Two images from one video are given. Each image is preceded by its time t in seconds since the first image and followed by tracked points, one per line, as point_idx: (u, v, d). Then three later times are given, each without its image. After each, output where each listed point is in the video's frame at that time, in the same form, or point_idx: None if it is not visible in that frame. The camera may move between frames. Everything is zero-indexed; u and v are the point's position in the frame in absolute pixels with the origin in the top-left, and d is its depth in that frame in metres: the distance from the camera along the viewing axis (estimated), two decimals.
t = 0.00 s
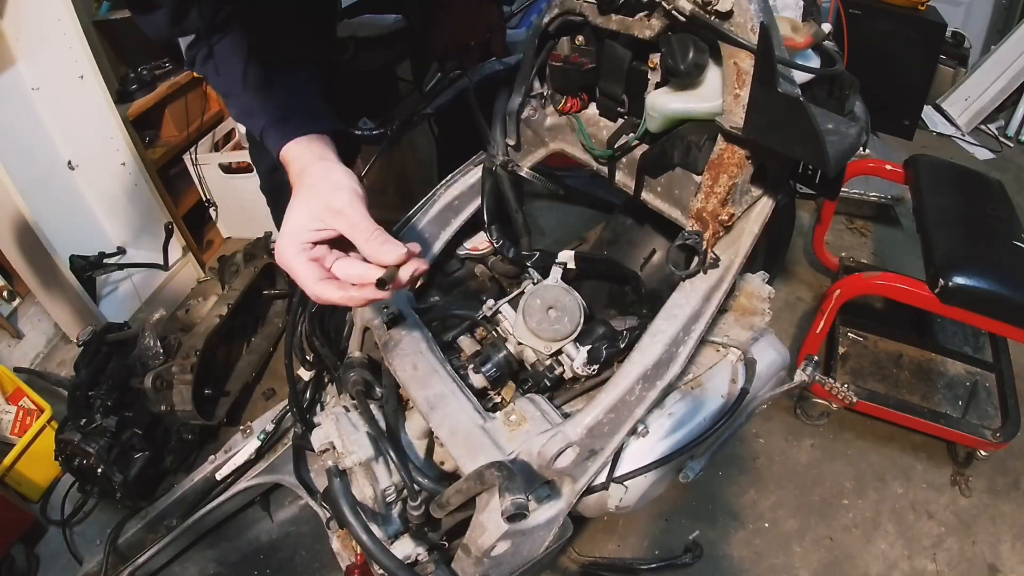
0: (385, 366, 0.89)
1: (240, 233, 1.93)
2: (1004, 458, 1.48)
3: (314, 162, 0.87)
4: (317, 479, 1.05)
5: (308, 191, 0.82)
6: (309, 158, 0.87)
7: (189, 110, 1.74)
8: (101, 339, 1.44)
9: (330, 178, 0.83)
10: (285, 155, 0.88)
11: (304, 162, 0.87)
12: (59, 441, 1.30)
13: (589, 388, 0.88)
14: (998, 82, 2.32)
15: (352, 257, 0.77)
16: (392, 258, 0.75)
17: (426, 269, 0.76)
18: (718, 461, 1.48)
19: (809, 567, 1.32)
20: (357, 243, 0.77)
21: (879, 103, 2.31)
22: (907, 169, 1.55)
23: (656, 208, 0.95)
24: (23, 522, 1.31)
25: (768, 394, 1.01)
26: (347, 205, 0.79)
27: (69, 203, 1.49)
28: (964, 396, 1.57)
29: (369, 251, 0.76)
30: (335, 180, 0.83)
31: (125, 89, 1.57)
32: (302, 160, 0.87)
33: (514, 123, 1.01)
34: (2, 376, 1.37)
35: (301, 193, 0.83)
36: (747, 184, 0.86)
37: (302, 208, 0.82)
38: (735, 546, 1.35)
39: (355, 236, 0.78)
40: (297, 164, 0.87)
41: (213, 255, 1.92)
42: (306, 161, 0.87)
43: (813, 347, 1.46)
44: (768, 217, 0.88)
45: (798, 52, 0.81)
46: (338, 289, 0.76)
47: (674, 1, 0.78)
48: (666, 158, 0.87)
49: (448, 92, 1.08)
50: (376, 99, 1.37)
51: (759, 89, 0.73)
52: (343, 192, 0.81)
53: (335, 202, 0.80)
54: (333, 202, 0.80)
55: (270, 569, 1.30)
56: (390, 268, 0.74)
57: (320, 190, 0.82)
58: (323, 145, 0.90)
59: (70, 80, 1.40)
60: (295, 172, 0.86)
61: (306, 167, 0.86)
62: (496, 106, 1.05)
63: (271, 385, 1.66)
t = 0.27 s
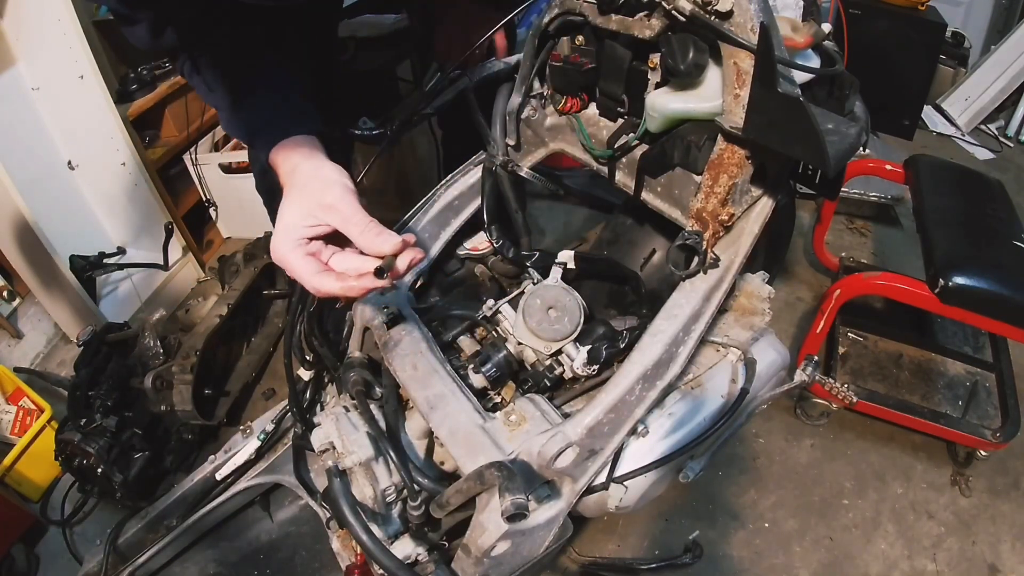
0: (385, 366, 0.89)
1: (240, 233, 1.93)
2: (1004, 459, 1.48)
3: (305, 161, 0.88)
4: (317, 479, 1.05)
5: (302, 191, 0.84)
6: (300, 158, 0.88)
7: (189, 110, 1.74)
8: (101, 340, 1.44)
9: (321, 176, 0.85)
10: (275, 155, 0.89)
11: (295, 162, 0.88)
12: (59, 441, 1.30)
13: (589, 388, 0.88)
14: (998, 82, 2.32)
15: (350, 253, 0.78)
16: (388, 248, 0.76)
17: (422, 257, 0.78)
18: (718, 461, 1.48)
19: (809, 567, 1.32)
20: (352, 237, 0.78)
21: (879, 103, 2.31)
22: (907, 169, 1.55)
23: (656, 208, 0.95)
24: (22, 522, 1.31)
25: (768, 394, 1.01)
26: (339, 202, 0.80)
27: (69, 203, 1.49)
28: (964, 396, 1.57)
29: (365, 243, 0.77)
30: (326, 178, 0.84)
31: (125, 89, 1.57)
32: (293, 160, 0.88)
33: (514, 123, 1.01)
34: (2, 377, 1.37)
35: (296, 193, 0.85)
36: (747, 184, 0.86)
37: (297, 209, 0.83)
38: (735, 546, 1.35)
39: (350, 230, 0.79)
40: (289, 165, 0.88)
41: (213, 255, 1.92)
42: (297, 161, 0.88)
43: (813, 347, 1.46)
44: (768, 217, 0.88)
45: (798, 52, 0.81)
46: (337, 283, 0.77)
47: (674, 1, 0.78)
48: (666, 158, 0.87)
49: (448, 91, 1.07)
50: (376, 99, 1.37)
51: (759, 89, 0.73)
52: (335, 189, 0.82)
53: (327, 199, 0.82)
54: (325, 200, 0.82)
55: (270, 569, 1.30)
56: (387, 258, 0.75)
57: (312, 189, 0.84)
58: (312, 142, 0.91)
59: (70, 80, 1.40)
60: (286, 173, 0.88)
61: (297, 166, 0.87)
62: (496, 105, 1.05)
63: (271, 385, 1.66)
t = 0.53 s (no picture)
0: (385, 366, 0.89)
1: (240, 233, 1.93)
2: (1004, 458, 1.48)
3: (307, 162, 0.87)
4: (317, 479, 1.05)
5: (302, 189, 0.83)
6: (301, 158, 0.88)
7: (189, 110, 1.74)
8: (101, 340, 1.44)
9: (323, 177, 0.84)
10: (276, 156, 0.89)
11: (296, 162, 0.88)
12: (59, 441, 1.30)
13: (589, 388, 0.88)
14: (998, 82, 2.32)
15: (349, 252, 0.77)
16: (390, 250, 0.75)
17: (423, 260, 0.77)
18: (718, 461, 1.48)
19: (809, 567, 1.32)
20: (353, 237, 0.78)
21: (879, 103, 2.31)
22: (907, 169, 1.55)
23: (656, 208, 0.95)
24: (22, 522, 1.31)
25: (768, 394, 1.01)
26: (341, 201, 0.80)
27: (69, 203, 1.49)
28: (964, 396, 1.57)
29: (366, 244, 0.76)
30: (327, 178, 0.84)
31: (125, 89, 1.57)
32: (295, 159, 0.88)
33: (514, 123, 1.01)
34: (2, 377, 1.37)
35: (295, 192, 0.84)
36: (747, 184, 0.86)
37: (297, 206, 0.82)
38: (735, 546, 1.35)
39: (351, 231, 0.78)
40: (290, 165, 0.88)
41: (213, 255, 1.92)
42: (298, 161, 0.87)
43: (813, 347, 1.46)
44: (768, 217, 0.88)
45: (798, 52, 0.81)
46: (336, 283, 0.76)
47: (674, 1, 0.78)
48: (666, 158, 0.87)
49: (449, 89, 1.06)
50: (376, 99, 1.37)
51: (759, 89, 0.73)
52: (337, 189, 0.82)
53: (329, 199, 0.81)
54: (326, 199, 0.81)
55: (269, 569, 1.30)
56: (388, 262, 0.75)
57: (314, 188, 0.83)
58: (315, 146, 0.90)
59: (70, 80, 1.40)
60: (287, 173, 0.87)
61: (299, 166, 0.87)
62: (497, 105, 1.04)
63: (271, 385, 1.66)
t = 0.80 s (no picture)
0: (385, 366, 0.89)
1: (240, 233, 1.93)
2: (1004, 458, 1.48)
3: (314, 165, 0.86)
4: (317, 479, 1.05)
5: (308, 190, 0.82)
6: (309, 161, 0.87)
7: (189, 110, 1.74)
8: (101, 340, 1.43)
9: (330, 178, 0.83)
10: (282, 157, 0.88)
11: (302, 163, 0.87)
12: (59, 441, 1.30)
13: (588, 388, 0.88)
14: (998, 82, 2.32)
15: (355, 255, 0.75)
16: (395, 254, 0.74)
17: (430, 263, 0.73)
18: (718, 461, 1.48)
19: (809, 567, 1.32)
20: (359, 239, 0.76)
21: (879, 103, 2.31)
22: (906, 169, 1.55)
23: (656, 208, 0.95)
24: (22, 522, 1.31)
25: (768, 394, 1.01)
26: (348, 202, 0.78)
27: (69, 203, 1.49)
28: (964, 396, 1.57)
29: (371, 247, 0.75)
30: (333, 181, 0.82)
31: (125, 89, 1.57)
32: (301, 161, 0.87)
33: (514, 123, 1.01)
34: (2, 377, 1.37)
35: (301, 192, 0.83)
36: (747, 184, 0.86)
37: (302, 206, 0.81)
38: (735, 546, 1.35)
39: (357, 234, 0.76)
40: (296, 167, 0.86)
41: (213, 255, 1.92)
42: (305, 163, 0.86)
43: (813, 347, 1.46)
44: (768, 217, 0.88)
45: (798, 52, 0.81)
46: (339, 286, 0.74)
47: (674, 1, 0.78)
48: (666, 158, 0.88)
49: (449, 90, 1.06)
50: (376, 99, 1.37)
51: (759, 89, 0.73)
52: (343, 191, 0.80)
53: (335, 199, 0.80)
54: (332, 198, 0.79)
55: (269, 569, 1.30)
56: (394, 264, 0.71)
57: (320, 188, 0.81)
58: (322, 148, 0.90)
59: (70, 80, 1.40)
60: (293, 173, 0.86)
61: (305, 168, 0.86)
62: (497, 105, 1.04)
63: (271, 385, 1.66)
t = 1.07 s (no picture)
0: (385, 366, 0.89)
1: (240, 233, 1.93)
2: (1004, 458, 1.48)
3: (328, 162, 0.85)
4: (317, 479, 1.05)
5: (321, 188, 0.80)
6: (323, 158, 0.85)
7: (189, 110, 1.73)
8: (101, 340, 1.43)
9: (344, 178, 0.81)
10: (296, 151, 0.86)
11: (315, 158, 0.85)
12: (59, 441, 1.30)
13: (588, 388, 0.88)
14: (998, 82, 2.32)
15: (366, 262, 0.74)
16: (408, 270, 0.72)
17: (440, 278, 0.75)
18: (718, 461, 1.48)
19: (809, 567, 1.32)
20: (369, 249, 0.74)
21: (879, 103, 2.31)
22: (907, 169, 1.55)
23: (656, 209, 0.95)
24: (22, 522, 1.31)
25: (768, 394, 1.01)
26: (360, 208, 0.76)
27: (69, 203, 1.49)
28: (964, 396, 1.57)
29: (381, 261, 0.73)
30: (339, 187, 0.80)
31: (125, 88, 1.57)
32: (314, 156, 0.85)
33: (514, 123, 1.01)
34: (2, 377, 1.37)
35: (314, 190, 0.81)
36: (747, 184, 0.86)
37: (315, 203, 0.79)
38: (735, 546, 1.35)
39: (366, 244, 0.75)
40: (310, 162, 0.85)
41: (213, 255, 1.92)
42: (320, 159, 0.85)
43: (813, 347, 1.46)
44: (768, 217, 0.88)
45: (798, 52, 0.81)
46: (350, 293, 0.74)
47: (674, 1, 0.78)
48: (666, 158, 0.88)
49: (448, 90, 1.06)
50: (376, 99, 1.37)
51: (759, 90, 0.73)
52: (350, 197, 0.78)
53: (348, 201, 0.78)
54: (345, 202, 0.77)
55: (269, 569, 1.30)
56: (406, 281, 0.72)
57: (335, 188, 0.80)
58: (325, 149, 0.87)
59: (70, 80, 1.40)
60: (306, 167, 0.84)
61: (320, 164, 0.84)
62: (497, 106, 1.04)
63: (270, 385, 1.65)
